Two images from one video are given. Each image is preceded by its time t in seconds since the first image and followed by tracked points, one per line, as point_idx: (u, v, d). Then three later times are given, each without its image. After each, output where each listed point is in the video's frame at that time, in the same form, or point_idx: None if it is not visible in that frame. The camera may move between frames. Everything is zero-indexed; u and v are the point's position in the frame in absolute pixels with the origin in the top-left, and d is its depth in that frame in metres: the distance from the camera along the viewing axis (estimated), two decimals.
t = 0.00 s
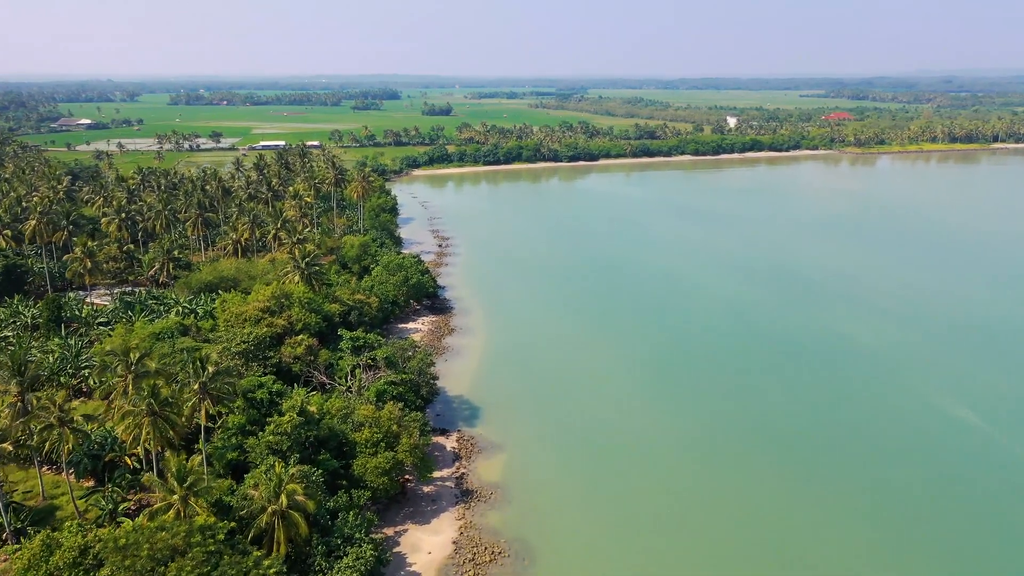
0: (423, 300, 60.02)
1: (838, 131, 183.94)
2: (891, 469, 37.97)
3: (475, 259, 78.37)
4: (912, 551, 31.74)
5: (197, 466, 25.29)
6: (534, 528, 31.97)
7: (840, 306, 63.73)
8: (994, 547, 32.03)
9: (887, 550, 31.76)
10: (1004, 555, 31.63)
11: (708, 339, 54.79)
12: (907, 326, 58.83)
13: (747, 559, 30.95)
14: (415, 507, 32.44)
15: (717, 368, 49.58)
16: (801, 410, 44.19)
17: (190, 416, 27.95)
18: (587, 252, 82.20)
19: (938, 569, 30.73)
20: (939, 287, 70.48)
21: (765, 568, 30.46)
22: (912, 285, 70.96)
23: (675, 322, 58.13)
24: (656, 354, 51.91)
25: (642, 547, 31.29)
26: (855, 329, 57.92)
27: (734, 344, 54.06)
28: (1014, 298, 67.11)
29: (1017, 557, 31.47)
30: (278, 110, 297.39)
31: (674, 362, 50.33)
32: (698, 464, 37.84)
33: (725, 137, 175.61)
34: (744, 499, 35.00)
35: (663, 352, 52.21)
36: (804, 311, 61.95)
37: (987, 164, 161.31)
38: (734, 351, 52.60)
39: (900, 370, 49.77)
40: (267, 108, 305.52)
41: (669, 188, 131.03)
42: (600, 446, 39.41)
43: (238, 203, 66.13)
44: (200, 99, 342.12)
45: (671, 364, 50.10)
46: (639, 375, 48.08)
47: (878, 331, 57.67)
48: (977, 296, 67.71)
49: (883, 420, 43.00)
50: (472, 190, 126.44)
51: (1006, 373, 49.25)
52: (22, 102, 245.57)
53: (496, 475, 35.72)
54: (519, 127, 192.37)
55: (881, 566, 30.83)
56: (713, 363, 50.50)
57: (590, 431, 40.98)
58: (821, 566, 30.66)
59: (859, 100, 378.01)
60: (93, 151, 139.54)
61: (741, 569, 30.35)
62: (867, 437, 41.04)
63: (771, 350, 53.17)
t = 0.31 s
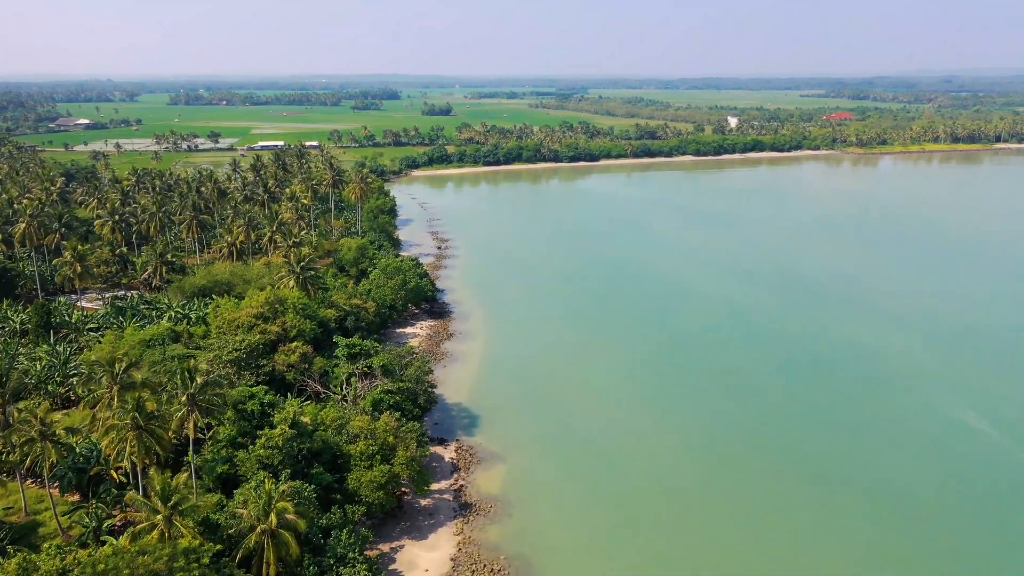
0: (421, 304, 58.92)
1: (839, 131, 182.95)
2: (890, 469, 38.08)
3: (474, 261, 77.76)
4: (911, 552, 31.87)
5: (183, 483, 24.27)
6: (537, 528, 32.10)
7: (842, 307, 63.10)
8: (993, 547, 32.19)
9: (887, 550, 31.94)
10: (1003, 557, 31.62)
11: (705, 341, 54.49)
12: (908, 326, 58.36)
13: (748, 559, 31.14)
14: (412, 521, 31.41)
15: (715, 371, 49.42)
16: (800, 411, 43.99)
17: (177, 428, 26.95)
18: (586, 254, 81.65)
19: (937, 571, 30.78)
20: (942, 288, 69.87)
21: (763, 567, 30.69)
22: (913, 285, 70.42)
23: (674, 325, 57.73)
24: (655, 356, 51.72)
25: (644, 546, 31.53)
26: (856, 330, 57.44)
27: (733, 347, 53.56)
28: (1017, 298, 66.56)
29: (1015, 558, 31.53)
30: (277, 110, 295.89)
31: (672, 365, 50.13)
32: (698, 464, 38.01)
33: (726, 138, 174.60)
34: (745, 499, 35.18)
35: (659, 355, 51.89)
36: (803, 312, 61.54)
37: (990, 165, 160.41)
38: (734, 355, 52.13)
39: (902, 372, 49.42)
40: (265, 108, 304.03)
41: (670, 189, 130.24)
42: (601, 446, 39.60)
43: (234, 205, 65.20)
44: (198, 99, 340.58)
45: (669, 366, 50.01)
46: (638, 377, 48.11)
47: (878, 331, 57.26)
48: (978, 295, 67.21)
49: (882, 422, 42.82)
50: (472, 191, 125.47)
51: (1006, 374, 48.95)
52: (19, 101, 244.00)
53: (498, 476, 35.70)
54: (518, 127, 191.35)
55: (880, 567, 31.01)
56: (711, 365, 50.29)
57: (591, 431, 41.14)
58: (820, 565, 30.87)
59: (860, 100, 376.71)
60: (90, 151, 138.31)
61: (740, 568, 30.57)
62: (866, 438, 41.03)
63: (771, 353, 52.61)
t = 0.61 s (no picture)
0: (419, 308, 57.68)
1: (841, 131, 181.70)
2: (890, 468, 37.59)
3: (473, 262, 76.84)
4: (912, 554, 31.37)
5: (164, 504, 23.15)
6: (537, 528, 32.04)
7: (843, 306, 62.19)
8: (992, 547, 31.78)
9: (887, 549, 31.69)
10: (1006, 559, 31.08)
11: (704, 340, 53.68)
12: (910, 325, 57.54)
13: (749, 558, 30.90)
14: (408, 539, 30.27)
15: (713, 370, 48.73)
16: (801, 411, 43.32)
17: (162, 443, 25.82)
18: (585, 254, 80.69)
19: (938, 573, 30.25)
20: (947, 287, 68.93)
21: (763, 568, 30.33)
22: (915, 284, 69.55)
23: (673, 325, 56.87)
24: (653, 355, 51.01)
25: (643, 545, 31.45)
26: (858, 329, 56.58)
27: (732, 347, 52.72)
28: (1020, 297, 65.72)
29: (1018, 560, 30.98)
30: (276, 110, 294.33)
31: (671, 365, 49.39)
32: (698, 464, 37.70)
33: (727, 138, 173.35)
34: (744, 499, 34.91)
35: (658, 355, 51.08)
36: (803, 311, 60.69)
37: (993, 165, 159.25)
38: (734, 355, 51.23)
39: (904, 371, 48.60)
40: (264, 108, 302.36)
41: (671, 189, 129.17)
42: (601, 445, 39.45)
43: (228, 207, 63.98)
44: (197, 99, 338.90)
45: (667, 365, 49.38)
46: (637, 377, 47.60)
47: (880, 330, 56.41)
48: (982, 295, 66.29)
49: (882, 421, 42.12)
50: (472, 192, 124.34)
51: (1009, 373, 48.22)
52: (16, 101, 242.20)
53: (498, 476, 35.75)
54: (518, 127, 189.93)
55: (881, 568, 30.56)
56: (709, 364, 49.54)
57: (591, 431, 40.91)
58: (820, 567, 30.48)
59: (861, 100, 375.09)
60: (86, 152, 136.98)
61: (738, 568, 30.31)
62: (867, 437, 40.46)
63: (770, 353, 51.65)
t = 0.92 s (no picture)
0: (418, 312, 56.58)
1: (843, 131, 180.52)
2: (892, 467, 36.72)
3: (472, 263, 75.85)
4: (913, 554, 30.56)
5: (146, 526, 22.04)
6: (532, 533, 31.38)
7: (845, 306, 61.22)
8: (992, 547, 30.91)
9: (888, 549, 30.88)
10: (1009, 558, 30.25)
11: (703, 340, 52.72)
12: (913, 325, 56.56)
13: (748, 559, 30.18)
14: (404, 555, 29.20)
15: (712, 369, 47.79)
16: (802, 410, 42.40)
17: (147, 458, 24.77)
18: (585, 254, 79.70)
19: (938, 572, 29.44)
20: (951, 287, 67.95)
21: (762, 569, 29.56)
22: (918, 284, 68.57)
23: (671, 324, 55.91)
24: (651, 355, 50.10)
25: (639, 544, 30.97)
26: (860, 329, 55.59)
27: (732, 346, 51.79)
28: None
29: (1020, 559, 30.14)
30: (276, 110, 293.22)
31: (669, 364, 48.49)
32: (697, 463, 36.88)
33: (729, 138, 172.24)
34: (743, 498, 34.12)
35: (656, 354, 50.19)
36: (805, 310, 59.68)
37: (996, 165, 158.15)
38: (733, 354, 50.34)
39: (907, 371, 47.64)
40: (264, 108, 301.51)
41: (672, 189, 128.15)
42: (599, 444, 38.81)
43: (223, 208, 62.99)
44: (196, 98, 337.80)
45: (666, 365, 48.45)
46: (635, 376, 46.58)
47: (883, 330, 55.42)
48: (986, 294, 65.31)
49: (884, 420, 41.19)
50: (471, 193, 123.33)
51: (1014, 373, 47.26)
52: (17, 101, 241.59)
53: (496, 478, 35.42)
54: (519, 128, 188.57)
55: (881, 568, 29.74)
56: (708, 364, 48.61)
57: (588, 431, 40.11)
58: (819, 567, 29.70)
59: (861, 100, 373.84)
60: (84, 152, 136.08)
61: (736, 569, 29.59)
62: (868, 436, 39.57)
63: (769, 353, 50.63)
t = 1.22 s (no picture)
0: (416, 317, 55.53)
1: (844, 131, 179.43)
2: (894, 467, 36.05)
3: (472, 266, 74.90)
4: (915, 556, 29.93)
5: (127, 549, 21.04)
6: (528, 538, 30.99)
7: (848, 307, 60.41)
8: (995, 549, 30.25)
9: (889, 548, 30.44)
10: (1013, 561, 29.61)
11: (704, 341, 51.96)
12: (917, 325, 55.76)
13: (747, 561, 29.66)
14: (401, 572, 28.17)
15: (714, 371, 47.08)
16: (805, 411, 41.64)
17: (130, 474, 23.79)
18: (585, 256, 78.83)
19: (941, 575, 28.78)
20: (955, 288, 67.19)
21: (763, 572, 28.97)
22: (921, 285, 67.75)
23: (671, 326, 55.09)
24: (651, 356, 49.35)
25: (638, 544, 30.80)
26: (864, 330, 54.74)
27: (733, 347, 50.98)
28: None
29: None
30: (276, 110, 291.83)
31: (669, 366, 47.77)
32: (696, 464, 36.35)
33: (730, 138, 171.15)
34: (743, 497, 33.77)
35: (656, 356, 49.44)
36: (808, 312, 58.86)
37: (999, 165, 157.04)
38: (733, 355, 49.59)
39: (911, 372, 46.84)
40: (263, 108, 300.04)
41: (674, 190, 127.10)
42: (599, 444, 38.54)
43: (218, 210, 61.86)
44: (195, 98, 336.37)
45: (665, 366, 47.75)
46: (635, 378, 46.00)
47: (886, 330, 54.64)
48: (990, 295, 64.52)
49: (888, 422, 40.42)
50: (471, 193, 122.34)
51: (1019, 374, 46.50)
52: (14, 102, 240.50)
53: (494, 484, 34.88)
54: (519, 128, 187.42)
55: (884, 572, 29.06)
56: (708, 365, 47.86)
57: (587, 434, 39.62)
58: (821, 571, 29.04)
59: (862, 100, 372.29)
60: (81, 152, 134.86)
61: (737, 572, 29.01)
62: (871, 436, 38.87)
63: (771, 355, 49.78)
